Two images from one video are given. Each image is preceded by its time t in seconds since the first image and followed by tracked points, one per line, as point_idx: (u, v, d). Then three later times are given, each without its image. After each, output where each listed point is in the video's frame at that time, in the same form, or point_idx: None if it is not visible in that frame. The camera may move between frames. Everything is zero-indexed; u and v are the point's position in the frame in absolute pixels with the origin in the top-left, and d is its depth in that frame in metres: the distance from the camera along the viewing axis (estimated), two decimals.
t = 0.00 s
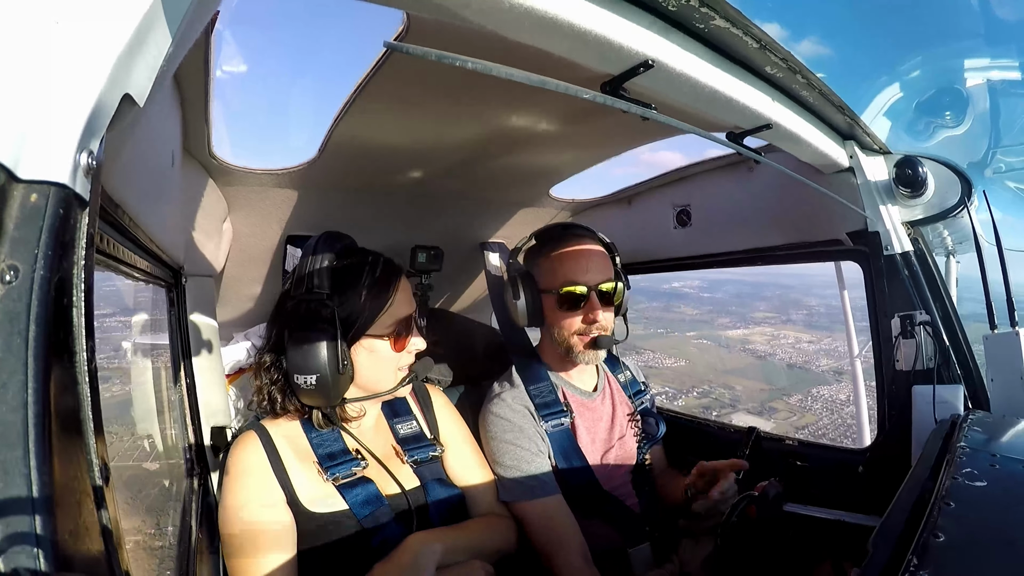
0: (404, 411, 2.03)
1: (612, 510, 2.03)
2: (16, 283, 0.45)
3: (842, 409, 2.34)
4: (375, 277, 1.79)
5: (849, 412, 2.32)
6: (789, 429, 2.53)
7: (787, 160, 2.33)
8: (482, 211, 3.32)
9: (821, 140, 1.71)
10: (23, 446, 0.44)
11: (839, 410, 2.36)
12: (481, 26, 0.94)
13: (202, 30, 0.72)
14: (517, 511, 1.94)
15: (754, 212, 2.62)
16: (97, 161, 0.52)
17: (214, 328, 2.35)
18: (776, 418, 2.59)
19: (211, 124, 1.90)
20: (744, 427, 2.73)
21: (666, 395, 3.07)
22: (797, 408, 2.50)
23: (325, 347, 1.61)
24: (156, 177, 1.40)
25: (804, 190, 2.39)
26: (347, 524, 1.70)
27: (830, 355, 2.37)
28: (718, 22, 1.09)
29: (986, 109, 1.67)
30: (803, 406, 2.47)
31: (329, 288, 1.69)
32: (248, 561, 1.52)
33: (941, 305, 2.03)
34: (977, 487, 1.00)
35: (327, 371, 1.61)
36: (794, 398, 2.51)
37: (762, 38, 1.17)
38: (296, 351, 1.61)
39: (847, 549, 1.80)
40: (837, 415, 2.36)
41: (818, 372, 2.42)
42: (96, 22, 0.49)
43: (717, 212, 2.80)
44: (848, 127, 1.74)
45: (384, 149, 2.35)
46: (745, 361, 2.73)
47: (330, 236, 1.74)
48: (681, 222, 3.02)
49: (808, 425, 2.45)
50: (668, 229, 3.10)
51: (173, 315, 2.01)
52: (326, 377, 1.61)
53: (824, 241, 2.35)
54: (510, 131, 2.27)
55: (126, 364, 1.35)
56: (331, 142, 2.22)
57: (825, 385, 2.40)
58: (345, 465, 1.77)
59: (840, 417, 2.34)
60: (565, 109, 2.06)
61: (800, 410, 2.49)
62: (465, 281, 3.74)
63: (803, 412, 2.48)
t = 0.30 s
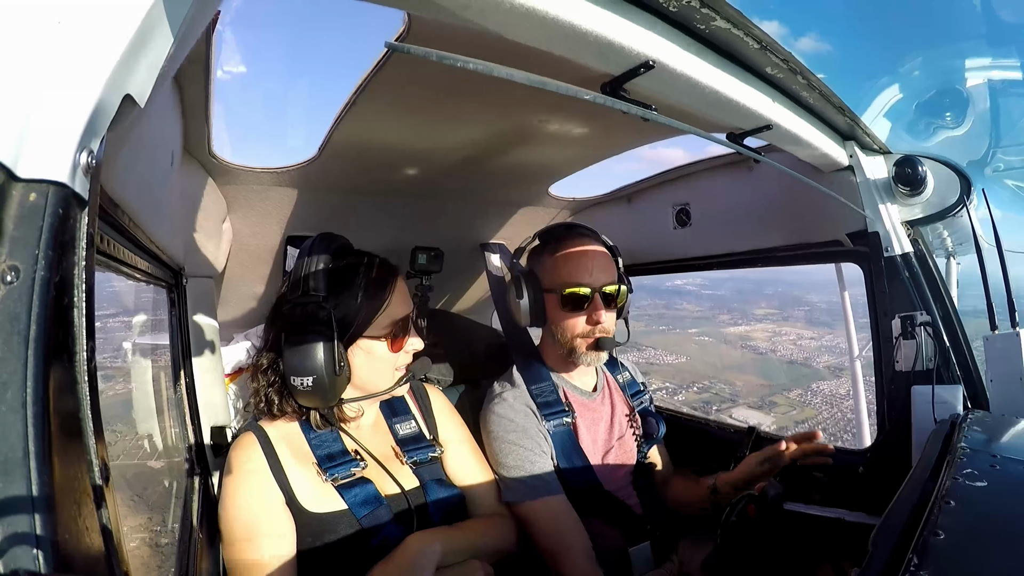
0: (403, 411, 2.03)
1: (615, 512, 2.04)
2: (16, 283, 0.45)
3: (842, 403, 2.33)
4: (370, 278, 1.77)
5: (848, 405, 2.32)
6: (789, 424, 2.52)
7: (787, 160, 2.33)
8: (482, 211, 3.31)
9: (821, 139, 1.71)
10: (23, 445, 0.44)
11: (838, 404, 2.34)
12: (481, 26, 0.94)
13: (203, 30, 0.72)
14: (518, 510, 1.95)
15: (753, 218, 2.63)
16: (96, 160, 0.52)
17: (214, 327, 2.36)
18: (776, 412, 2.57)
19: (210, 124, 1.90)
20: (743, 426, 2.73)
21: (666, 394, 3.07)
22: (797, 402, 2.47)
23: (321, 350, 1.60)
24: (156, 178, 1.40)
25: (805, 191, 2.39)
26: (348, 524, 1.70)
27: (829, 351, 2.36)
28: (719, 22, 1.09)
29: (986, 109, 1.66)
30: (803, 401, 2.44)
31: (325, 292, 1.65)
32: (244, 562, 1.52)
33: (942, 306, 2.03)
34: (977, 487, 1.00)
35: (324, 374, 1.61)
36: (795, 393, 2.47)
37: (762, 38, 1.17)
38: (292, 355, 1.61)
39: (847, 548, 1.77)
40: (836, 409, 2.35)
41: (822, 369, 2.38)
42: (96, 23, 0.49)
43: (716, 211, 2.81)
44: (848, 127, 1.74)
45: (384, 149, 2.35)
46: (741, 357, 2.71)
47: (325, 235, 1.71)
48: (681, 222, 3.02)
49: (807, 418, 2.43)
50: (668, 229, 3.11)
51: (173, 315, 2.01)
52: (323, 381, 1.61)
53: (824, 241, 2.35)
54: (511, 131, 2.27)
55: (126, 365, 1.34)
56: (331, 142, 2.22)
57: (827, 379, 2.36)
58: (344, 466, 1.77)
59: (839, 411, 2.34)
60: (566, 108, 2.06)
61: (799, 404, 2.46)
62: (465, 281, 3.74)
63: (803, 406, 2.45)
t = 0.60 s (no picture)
0: (403, 410, 2.03)
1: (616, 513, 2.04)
2: (17, 283, 0.45)
3: (844, 383, 2.33)
4: (360, 276, 1.77)
5: (849, 386, 2.32)
6: (792, 404, 2.55)
7: (787, 160, 2.33)
8: (482, 211, 3.31)
9: (821, 140, 1.71)
10: (23, 445, 0.44)
11: (841, 386, 2.35)
12: (481, 27, 0.94)
13: (202, 30, 0.72)
14: (519, 511, 1.95)
15: (754, 216, 2.62)
16: (97, 160, 0.52)
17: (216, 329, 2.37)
18: (779, 394, 2.61)
19: (210, 124, 1.90)
20: (743, 426, 2.73)
21: (666, 394, 3.07)
22: (800, 385, 2.52)
23: (313, 353, 1.61)
24: (155, 178, 1.40)
25: (805, 192, 2.38)
26: (348, 524, 1.70)
27: (830, 332, 2.38)
28: (719, 22, 1.09)
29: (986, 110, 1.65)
30: (805, 382, 2.49)
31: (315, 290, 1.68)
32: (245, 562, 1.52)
33: (942, 306, 2.03)
34: (978, 487, 1.00)
35: (317, 376, 1.61)
36: (798, 375, 2.52)
37: (762, 38, 1.17)
38: (285, 356, 1.62)
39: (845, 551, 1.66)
40: (839, 389, 2.35)
41: (822, 351, 2.41)
42: (96, 22, 0.49)
43: (716, 211, 2.81)
44: (848, 127, 1.74)
45: (384, 149, 2.35)
46: (741, 340, 2.76)
47: (318, 235, 1.71)
48: (681, 222, 3.02)
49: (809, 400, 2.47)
50: (668, 228, 3.11)
51: (173, 315, 2.01)
52: (316, 381, 1.61)
53: (824, 241, 2.35)
54: (511, 131, 2.27)
55: (125, 366, 1.34)
56: (331, 142, 2.22)
57: (829, 361, 2.39)
58: (343, 463, 1.76)
59: (842, 391, 2.34)
60: (566, 108, 2.06)
61: (801, 386, 2.51)
62: (465, 281, 3.74)
63: (806, 387, 2.49)
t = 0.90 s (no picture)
0: (403, 408, 2.03)
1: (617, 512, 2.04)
2: (16, 283, 0.45)
3: (845, 370, 2.33)
4: (359, 272, 1.78)
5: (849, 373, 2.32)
6: (793, 394, 2.56)
7: (788, 160, 2.33)
8: (482, 211, 3.31)
9: (821, 139, 1.71)
10: (23, 445, 0.44)
11: (842, 373, 2.35)
12: (481, 27, 0.94)
13: (202, 30, 0.72)
14: (518, 509, 1.96)
15: (754, 213, 2.62)
16: (97, 161, 0.52)
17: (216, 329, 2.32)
18: (780, 385, 2.63)
19: (210, 124, 1.90)
20: (742, 426, 2.73)
21: (666, 394, 3.07)
22: (800, 374, 2.53)
23: (314, 349, 1.60)
24: (155, 178, 1.40)
25: (807, 193, 2.38)
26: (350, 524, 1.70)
27: (830, 322, 2.40)
28: (718, 22, 1.09)
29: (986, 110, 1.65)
30: (806, 371, 2.50)
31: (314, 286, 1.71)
32: (247, 561, 1.52)
33: (942, 306, 2.03)
34: (977, 487, 1.00)
35: (318, 371, 1.61)
36: (798, 365, 2.54)
37: (762, 37, 1.17)
38: (285, 353, 1.61)
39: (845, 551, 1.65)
40: (840, 375, 2.35)
41: (824, 340, 2.42)
42: (96, 22, 0.49)
43: (716, 211, 2.81)
44: (848, 126, 1.74)
45: (384, 149, 2.35)
46: (740, 331, 2.79)
47: (318, 235, 1.72)
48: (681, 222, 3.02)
49: (810, 389, 2.48)
50: (668, 228, 3.10)
51: (173, 315, 2.01)
52: (318, 377, 1.61)
53: (824, 241, 2.35)
54: (511, 131, 2.27)
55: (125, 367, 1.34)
56: (331, 142, 2.22)
57: (828, 350, 2.40)
58: (343, 461, 1.76)
59: (841, 379, 2.35)
60: (567, 108, 2.06)
61: (802, 376, 2.52)
62: (465, 281, 3.74)
63: (807, 377, 2.50)
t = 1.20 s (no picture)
0: (406, 406, 2.03)
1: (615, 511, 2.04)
2: (16, 283, 0.45)
3: (839, 371, 2.34)
4: (354, 270, 1.78)
5: (846, 374, 2.32)
6: (788, 394, 2.55)
7: (788, 160, 2.34)
8: (482, 211, 3.31)
9: (821, 139, 1.71)
10: (22, 446, 0.44)
11: (836, 374, 2.35)
12: (481, 27, 0.94)
13: (202, 29, 0.72)
14: (522, 511, 1.95)
15: (754, 215, 2.62)
16: (97, 161, 0.52)
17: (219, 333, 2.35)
18: (775, 384, 2.61)
19: (210, 124, 1.90)
20: (742, 426, 2.73)
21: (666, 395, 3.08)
22: (795, 374, 2.51)
23: (313, 343, 1.61)
24: (155, 177, 1.40)
25: (810, 194, 2.36)
26: (350, 525, 1.69)
27: (826, 324, 2.38)
28: (718, 22, 1.09)
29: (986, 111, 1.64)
30: (801, 372, 2.48)
31: (310, 280, 1.72)
32: (247, 559, 1.53)
33: (942, 306, 2.03)
34: (977, 487, 1.00)
35: (319, 366, 1.61)
36: (794, 365, 2.51)
37: (762, 37, 1.17)
38: (286, 351, 1.62)
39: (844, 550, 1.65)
40: (834, 377, 2.36)
41: (818, 342, 2.41)
42: (96, 22, 0.49)
43: (716, 211, 2.81)
44: (848, 127, 1.74)
45: (384, 149, 2.35)
46: (739, 333, 2.74)
47: (313, 233, 1.75)
48: (681, 222, 3.02)
49: (805, 389, 2.49)
50: (668, 228, 3.10)
51: (173, 315, 2.01)
52: (318, 372, 1.61)
53: (824, 241, 2.35)
54: (511, 131, 2.27)
55: (124, 366, 1.34)
56: (331, 142, 2.22)
57: (824, 351, 2.39)
58: (345, 461, 1.75)
59: (837, 381, 2.35)
60: (566, 108, 2.06)
61: (797, 376, 2.51)
62: (466, 281, 3.74)
63: (802, 377, 2.49)
